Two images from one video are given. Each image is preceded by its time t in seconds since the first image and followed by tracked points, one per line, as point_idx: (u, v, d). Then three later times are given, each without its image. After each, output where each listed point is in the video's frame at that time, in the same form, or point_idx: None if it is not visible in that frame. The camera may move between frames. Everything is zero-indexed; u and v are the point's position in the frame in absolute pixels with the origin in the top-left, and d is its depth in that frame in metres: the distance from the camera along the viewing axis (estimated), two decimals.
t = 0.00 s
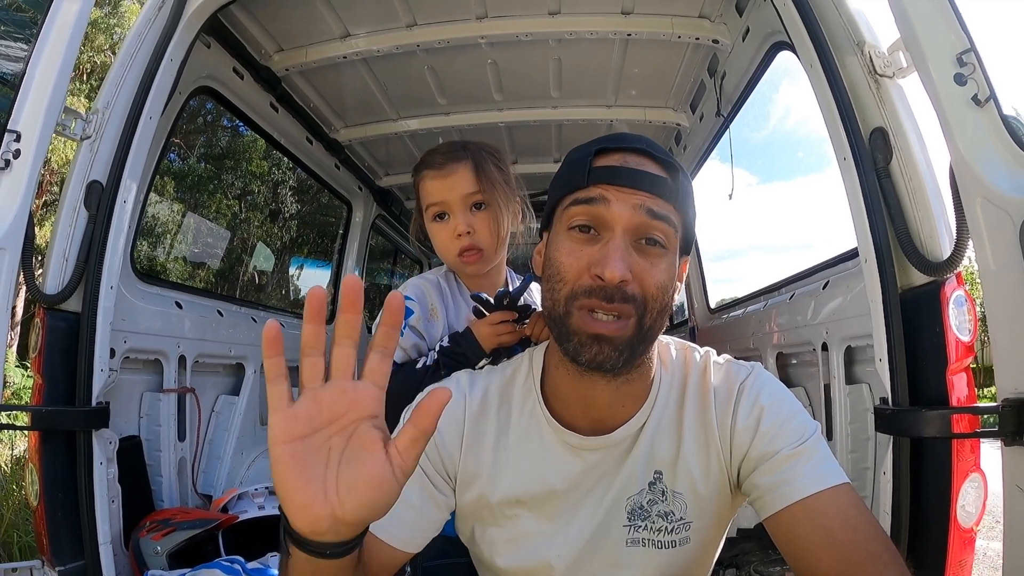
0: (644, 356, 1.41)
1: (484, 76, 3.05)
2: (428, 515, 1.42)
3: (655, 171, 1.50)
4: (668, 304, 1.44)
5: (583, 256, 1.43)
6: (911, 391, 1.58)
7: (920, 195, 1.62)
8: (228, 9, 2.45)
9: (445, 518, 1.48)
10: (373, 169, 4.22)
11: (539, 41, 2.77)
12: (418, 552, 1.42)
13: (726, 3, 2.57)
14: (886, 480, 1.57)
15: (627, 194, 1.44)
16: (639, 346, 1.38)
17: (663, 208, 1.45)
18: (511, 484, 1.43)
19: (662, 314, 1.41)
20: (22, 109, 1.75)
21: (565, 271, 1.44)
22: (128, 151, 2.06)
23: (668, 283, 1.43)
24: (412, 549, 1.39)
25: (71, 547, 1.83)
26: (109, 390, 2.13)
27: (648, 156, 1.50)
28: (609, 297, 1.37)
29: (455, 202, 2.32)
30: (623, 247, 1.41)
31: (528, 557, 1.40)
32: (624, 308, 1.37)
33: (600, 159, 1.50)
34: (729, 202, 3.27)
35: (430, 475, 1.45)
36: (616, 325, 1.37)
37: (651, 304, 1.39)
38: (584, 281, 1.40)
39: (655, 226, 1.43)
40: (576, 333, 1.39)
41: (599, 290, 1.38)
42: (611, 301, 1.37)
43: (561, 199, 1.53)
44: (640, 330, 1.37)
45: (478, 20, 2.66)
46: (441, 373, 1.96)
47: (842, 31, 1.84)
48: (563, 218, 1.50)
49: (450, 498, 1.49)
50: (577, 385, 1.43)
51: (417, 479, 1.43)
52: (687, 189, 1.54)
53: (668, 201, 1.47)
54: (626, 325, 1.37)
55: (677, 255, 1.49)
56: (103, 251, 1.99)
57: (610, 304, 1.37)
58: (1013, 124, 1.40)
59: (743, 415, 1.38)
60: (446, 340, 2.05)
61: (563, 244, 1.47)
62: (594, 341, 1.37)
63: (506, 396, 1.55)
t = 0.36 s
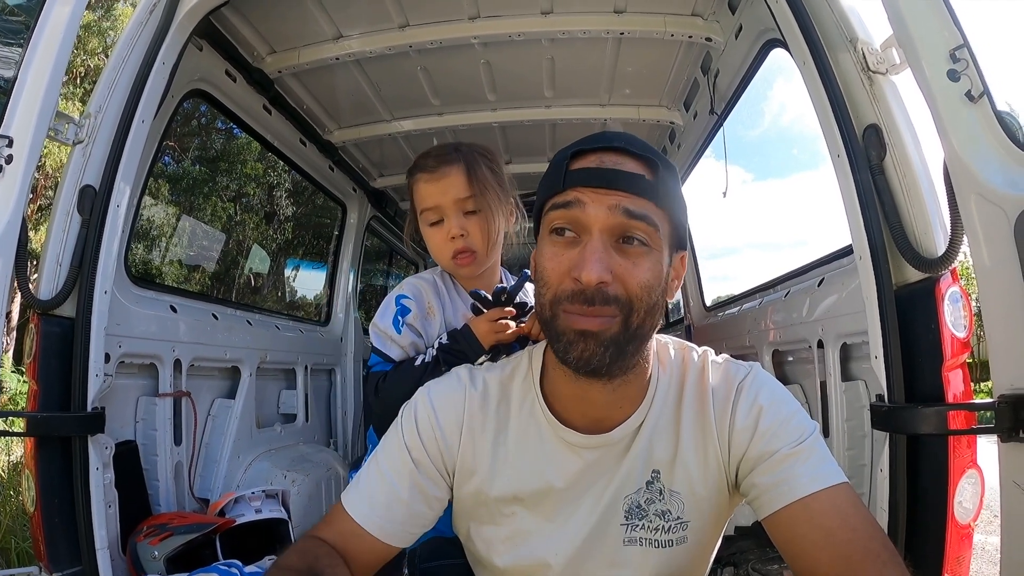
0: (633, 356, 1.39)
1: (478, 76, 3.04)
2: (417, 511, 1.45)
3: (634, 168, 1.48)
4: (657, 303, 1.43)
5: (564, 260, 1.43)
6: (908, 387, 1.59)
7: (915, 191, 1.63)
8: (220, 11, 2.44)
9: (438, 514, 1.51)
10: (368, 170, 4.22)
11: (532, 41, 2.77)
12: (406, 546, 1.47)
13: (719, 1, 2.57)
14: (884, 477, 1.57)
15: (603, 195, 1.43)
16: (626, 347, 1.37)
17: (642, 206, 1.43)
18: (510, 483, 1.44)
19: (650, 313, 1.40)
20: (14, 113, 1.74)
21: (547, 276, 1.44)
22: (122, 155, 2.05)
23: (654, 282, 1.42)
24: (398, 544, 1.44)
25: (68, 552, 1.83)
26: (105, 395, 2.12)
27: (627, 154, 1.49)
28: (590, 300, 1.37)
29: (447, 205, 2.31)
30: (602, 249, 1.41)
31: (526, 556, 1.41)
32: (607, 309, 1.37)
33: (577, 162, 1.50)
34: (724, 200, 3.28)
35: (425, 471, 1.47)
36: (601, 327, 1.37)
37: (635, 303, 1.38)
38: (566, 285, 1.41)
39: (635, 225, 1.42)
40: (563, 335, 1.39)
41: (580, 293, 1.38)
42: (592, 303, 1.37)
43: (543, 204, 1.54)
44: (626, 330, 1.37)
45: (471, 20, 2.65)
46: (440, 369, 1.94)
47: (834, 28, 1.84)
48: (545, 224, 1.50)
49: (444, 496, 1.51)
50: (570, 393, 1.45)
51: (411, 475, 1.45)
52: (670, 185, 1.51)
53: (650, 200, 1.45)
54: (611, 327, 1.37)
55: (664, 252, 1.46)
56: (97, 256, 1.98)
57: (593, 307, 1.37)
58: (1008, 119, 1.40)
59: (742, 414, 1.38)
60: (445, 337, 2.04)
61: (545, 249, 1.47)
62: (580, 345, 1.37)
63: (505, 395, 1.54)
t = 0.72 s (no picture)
0: (626, 353, 1.40)
1: (478, 80, 3.05)
2: (416, 512, 1.45)
3: (608, 166, 1.47)
4: (642, 298, 1.42)
5: (544, 263, 1.44)
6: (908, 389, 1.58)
7: (913, 193, 1.63)
8: (221, 15, 2.46)
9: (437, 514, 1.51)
10: (368, 175, 4.22)
11: (531, 45, 2.78)
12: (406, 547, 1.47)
13: (717, 4, 2.58)
14: (883, 478, 1.57)
15: (575, 195, 1.43)
16: (611, 344, 1.38)
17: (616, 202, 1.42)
18: (507, 481, 1.44)
19: (634, 309, 1.40)
20: (15, 116, 1.75)
21: (529, 279, 1.46)
22: (122, 158, 2.05)
23: (636, 277, 1.41)
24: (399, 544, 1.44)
25: (68, 556, 1.82)
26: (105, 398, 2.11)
27: (600, 154, 1.48)
28: (568, 299, 1.38)
29: (458, 213, 2.32)
30: (578, 248, 1.41)
31: (523, 553, 1.41)
32: (587, 308, 1.38)
33: (552, 166, 1.51)
34: (723, 204, 3.29)
35: (424, 472, 1.47)
36: (585, 326, 1.38)
37: (616, 301, 1.38)
38: (546, 286, 1.41)
39: (609, 222, 1.41)
40: (545, 340, 1.40)
41: (559, 294, 1.39)
42: (572, 303, 1.38)
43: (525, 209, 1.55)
44: (610, 330, 1.37)
45: (470, 24, 2.66)
46: (441, 370, 1.94)
47: (832, 30, 1.86)
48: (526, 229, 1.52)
49: (443, 497, 1.50)
50: (571, 387, 1.43)
51: (410, 476, 1.45)
52: (645, 178, 1.48)
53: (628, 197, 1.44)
54: (592, 325, 1.38)
55: (646, 246, 1.45)
56: (97, 258, 1.98)
57: (573, 306, 1.38)
58: (1006, 121, 1.41)
59: (740, 412, 1.38)
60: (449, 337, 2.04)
61: (528, 253, 1.49)
62: (563, 345, 1.38)
63: (505, 394, 1.54)
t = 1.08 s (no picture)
0: (616, 359, 1.39)
1: (477, 81, 3.05)
2: (418, 512, 1.44)
3: (585, 175, 1.46)
4: (627, 306, 1.41)
5: (531, 278, 1.46)
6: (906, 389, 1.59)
7: (911, 194, 1.64)
8: (221, 16, 2.46)
9: (439, 514, 1.49)
10: (367, 175, 4.23)
11: (530, 46, 2.78)
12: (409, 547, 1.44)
13: (715, 6, 2.58)
14: (882, 478, 1.57)
15: (552, 210, 1.43)
16: (595, 353, 1.37)
17: (592, 213, 1.41)
18: (507, 480, 1.44)
19: (619, 318, 1.39)
20: (13, 116, 1.75)
21: (521, 295, 1.47)
22: (120, 159, 2.05)
23: (618, 287, 1.40)
24: (402, 544, 1.42)
25: (66, 557, 1.82)
26: (103, 399, 2.11)
27: (578, 162, 1.48)
28: (551, 315, 1.38)
29: (461, 216, 2.32)
30: (559, 263, 1.41)
31: (522, 554, 1.40)
32: (570, 322, 1.38)
33: (533, 180, 1.52)
34: (722, 204, 3.29)
35: (425, 471, 1.46)
36: (569, 339, 1.37)
37: (598, 313, 1.38)
38: (532, 302, 1.42)
39: (589, 234, 1.41)
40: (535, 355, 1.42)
41: (543, 310, 1.40)
42: (555, 318, 1.38)
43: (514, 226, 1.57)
44: (595, 339, 1.37)
45: (470, 25, 2.66)
46: (442, 368, 1.95)
47: (830, 31, 1.86)
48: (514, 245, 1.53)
49: (444, 497, 1.49)
50: (568, 391, 1.43)
51: (411, 475, 1.45)
52: (623, 182, 1.45)
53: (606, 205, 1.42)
54: (575, 338, 1.37)
55: (630, 254, 1.43)
56: (95, 259, 1.98)
57: (556, 321, 1.38)
58: (1004, 121, 1.41)
59: (739, 411, 1.38)
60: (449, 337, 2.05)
61: (518, 269, 1.51)
62: (549, 360, 1.38)
63: (506, 395, 1.55)
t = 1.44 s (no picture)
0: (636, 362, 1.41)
1: (482, 83, 3.06)
2: (420, 509, 1.44)
3: (627, 169, 1.50)
4: (653, 306, 1.44)
5: (563, 268, 1.43)
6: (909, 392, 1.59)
7: (914, 198, 1.64)
8: (227, 17, 2.47)
9: (440, 513, 1.49)
10: (371, 177, 4.24)
11: (535, 48, 2.79)
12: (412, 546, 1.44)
13: (720, 9, 2.59)
14: (884, 481, 1.57)
15: (599, 199, 1.44)
16: (627, 351, 1.38)
17: (637, 206, 1.45)
18: (507, 481, 1.44)
19: (647, 317, 1.42)
20: (21, 115, 1.76)
21: (548, 286, 1.44)
22: (127, 158, 2.06)
23: (650, 286, 1.43)
24: (404, 543, 1.41)
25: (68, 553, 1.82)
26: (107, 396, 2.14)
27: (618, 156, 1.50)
28: (591, 307, 1.37)
29: (464, 218, 2.33)
30: (601, 254, 1.41)
31: (522, 556, 1.40)
32: (608, 316, 1.38)
33: (571, 165, 1.51)
34: (726, 207, 3.29)
35: (427, 470, 1.47)
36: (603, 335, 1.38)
37: (634, 309, 1.39)
38: (567, 292, 1.40)
39: (632, 228, 1.43)
40: (563, 354, 1.38)
41: (582, 301, 1.38)
42: (595, 310, 1.37)
43: (537, 212, 1.54)
44: (628, 339, 1.38)
45: (476, 27, 2.68)
46: (445, 369, 1.96)
47: (835, 35, 1.86)
48: (540, 231, 1.50)
49: (446, 494, 1.50)
50: (570, 393, 1.43)
51: (412, 473, 1.45)
52: (661, 183, 1.52)
53: (638, 198, 1.45)
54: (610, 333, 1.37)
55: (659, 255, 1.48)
56: (101, 257, 1.99)
57: (594, 313, 1.38)
58: (1007, 126, 1.41)
59: (739, 412, 1.38)
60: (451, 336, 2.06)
61: (544, 256, 1.47)
62: (582, 353, 1.37)
63: (506, 395, 1.56)
